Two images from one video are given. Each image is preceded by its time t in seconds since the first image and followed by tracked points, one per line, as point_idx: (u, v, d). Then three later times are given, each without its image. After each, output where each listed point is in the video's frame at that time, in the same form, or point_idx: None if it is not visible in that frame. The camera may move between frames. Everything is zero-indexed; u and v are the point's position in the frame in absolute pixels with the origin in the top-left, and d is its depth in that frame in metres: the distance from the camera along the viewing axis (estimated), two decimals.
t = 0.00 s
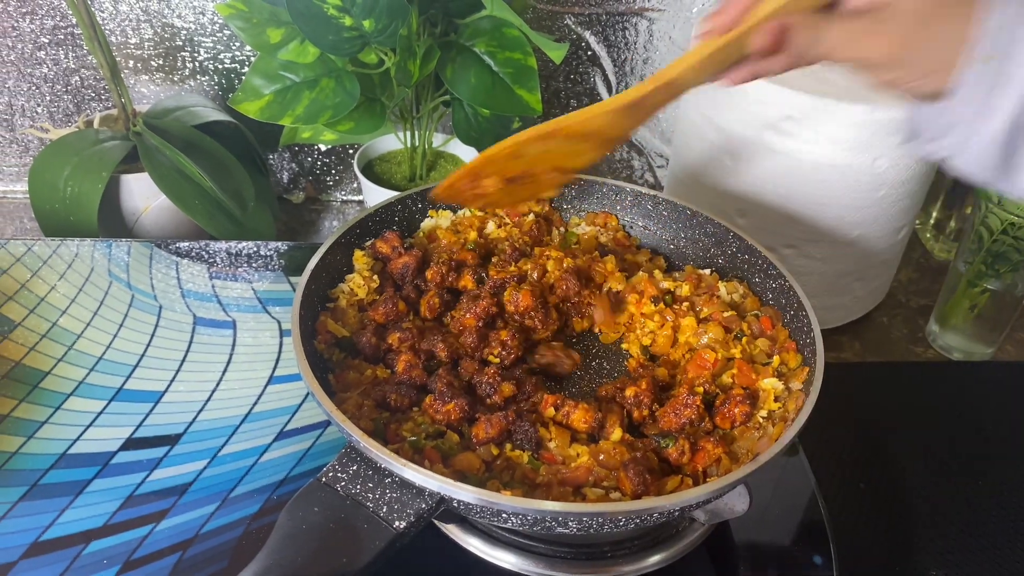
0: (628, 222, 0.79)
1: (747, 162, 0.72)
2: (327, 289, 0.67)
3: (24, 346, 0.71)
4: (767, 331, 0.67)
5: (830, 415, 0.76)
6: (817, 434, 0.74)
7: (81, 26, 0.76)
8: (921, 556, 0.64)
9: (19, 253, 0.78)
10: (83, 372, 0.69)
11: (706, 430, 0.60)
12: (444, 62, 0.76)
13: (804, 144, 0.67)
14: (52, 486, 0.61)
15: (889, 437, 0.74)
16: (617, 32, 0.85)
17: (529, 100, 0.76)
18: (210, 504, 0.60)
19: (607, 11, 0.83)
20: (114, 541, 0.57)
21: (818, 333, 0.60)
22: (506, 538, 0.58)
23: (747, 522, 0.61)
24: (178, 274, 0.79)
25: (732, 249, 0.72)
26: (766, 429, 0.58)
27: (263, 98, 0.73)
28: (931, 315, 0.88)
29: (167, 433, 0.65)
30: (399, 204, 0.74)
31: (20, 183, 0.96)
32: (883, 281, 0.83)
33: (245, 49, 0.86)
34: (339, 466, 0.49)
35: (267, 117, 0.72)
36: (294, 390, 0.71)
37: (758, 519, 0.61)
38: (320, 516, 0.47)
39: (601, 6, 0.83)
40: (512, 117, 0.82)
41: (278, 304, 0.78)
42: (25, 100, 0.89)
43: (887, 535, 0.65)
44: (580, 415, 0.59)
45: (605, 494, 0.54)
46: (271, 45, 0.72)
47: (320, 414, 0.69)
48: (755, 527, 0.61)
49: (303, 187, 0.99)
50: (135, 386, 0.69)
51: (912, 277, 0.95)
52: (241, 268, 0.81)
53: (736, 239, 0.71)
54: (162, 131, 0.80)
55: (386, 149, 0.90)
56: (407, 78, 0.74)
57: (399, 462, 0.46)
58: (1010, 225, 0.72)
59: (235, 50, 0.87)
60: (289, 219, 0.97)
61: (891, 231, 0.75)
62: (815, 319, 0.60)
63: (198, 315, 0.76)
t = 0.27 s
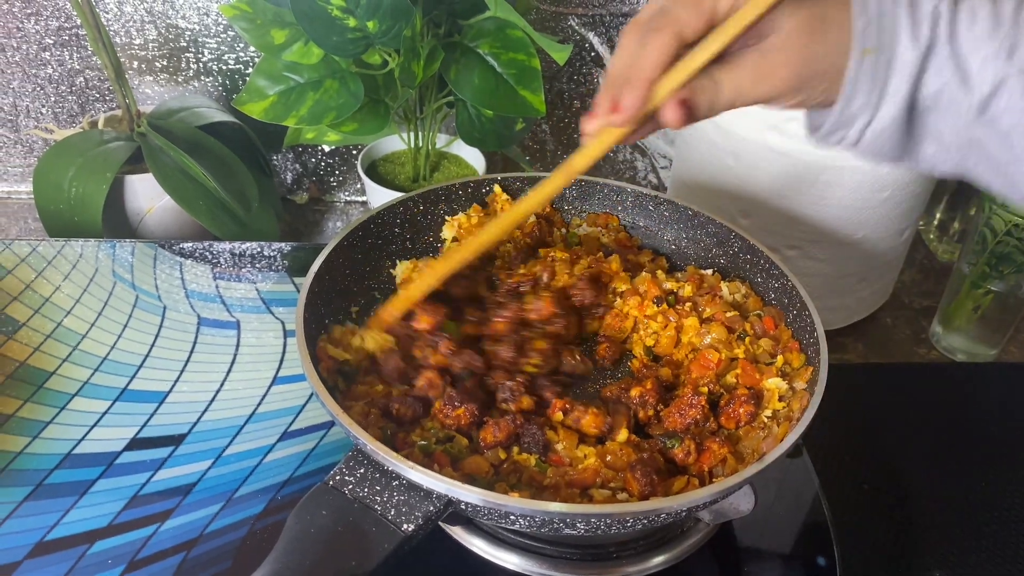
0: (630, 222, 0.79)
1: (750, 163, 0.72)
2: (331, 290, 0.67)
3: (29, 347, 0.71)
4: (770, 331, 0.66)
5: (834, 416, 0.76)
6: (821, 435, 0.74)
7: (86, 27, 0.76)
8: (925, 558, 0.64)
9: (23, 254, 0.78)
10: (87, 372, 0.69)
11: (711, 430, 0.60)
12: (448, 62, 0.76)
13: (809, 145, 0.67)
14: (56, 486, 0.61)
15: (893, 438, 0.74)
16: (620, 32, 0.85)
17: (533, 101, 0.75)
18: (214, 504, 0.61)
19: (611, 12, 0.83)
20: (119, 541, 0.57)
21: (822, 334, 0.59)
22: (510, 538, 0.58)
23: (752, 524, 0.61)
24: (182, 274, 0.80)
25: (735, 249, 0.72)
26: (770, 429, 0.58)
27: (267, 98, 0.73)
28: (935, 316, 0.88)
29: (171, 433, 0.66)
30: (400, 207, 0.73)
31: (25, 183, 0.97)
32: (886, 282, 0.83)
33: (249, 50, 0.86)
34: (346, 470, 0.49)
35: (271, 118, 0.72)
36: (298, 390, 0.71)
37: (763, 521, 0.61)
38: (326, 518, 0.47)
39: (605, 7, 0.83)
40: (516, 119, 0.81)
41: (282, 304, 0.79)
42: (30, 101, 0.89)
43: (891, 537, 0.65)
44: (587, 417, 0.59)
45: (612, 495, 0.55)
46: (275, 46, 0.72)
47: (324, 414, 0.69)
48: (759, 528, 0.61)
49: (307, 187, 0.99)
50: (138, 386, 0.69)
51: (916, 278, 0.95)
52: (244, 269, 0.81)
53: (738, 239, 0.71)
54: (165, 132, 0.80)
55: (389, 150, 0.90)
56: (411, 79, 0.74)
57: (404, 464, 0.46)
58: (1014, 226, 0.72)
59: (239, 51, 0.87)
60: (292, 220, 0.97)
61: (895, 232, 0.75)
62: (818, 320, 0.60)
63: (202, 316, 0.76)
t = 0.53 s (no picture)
0: (632, 216, 0.79)
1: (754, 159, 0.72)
2: (332, 285, 0.67)
3: (31, 341, 0.71)
4: (773, 324, 0.66)
5: (836, 412, 0.76)
6: (822, 431, 0.74)
7: (89, 23, 0.77)
8: (926, 553, 0.64)
9: (26, 248, 0.78)
10: (90, 366, 0.69)
11: (719, 424, 0.60)
12: (450, 58, 0.76)
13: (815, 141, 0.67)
14: (59, 479, 0.61)
15: (894, 434, 0.74)
16: (622, 29, 0.85)
17: (535, 96, 0.75)
18: (216, 497, 0.61)
19: (613, 8, 0.83)
20: (122, 534, 0.57)
21: (824, 326, 0.60)
22: (511, 532, 0.58)
23: (753, 519, 0.61)
24: (184, 269, 0.80)
25: (736, 243, 0.72)
26: (774, 422, 0.58)
27: (269, 94, 0.73)
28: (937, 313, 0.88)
29: (173, 427, 0.66)
30: (402, 201, 0.74)
31: (27, 179, 0.97)
32: (888, 279, 0.83)
33: (251, 46, 0.87)
34: (348, 462, 0.49)
35: (274, 113, 0.73)
36: (300, 385, 0.71)
37: (764, 515, 0.61)
38: (329, 510, 0.47)
39: (607, 3, 0.83)
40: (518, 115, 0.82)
41: (284, 300, 0.79)
42: (33, 97, 0.89)
43: (892, 532, 0.65)
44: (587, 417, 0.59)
45: (619, 488, 0.55)
46: (278, 41, 0.72)
47: (326, 408, 0.70)
48: (760, 522, 0.61)
49: (308, 184, 0.99)
50: (141, 380, 0.69)
51: (918, 275, 0.95)
52: (246, 265, 0.81)
53: (740, 233, 0.71)
54: (168, 128, 0.80)
55: (391, 146, 0.90)
56: (413, 75, 0.73)
57: (407, 455, 0.46)
58: (1015, 223, 0.71)
59: (241, 47, 0.87)
60: (294, 216, 0.98)
61: (897, 228, 0.75)
62: (821, 313, 0.60)
63: (204, 310, 0.76)
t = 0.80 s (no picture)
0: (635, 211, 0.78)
1: (757, 154, 0.72)
2: (335, 280, 0.67)
3: (33, 336, 0.71)
4: (777, 319, 0.66)
5: (839, 409, 0.75)
6: (826, 428, 0.74)
7: (91, 18, 0.76)
8: (931, 550, 0.64)
9: (28, 243, 0.78)
10: (92, 361, 0.69)
11: (722, 420, 0.60)
12: (453, 52, 0.76)
13: (819, 137, 0.67)
14: (61, 474, 0.61)
15: (898, 431, 0.74)
16: (625, 24, 0.85)
17: (539, 92, 0.75)
18: (218, 492, 0.60)
19: (616, 3, 0.83)
20: (124, 529, 0.57)
21: (829, 322, 0.59)
22: (514, 527, 0.58)
23: (757, 514, 0.61)
24: (186, 265, 0.79)
25: (740, 238, 0.71)
26: (778, 417, 0.58)
27: (272, 89, 0.73)
28: (941, 310, 0.88)
29: (176, 422, 0.66)
30: (406, 195, 0.73)
31: (30, 174, 0.97)
32: (892, 275, 0.82)
33: (254, 41, 0.86)
34: (351, 456, 0.49)
35: (276, 108, 0.73)
36: (302, 380, 0.71)
37: (768, 511, 0.61)
38: (333, 504, 0.47)
39: None
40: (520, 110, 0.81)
41: (286, 295, 0.79)
42: (35, 92, 0.89)
43: (897, 529, 0.65)
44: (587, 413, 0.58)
45: (622, 483, 0.55)
46: (280, 36, 0.72)
47: (329, 403, 0.69)
48: (764, 518, 0.61)
49: (311, 180, 0.99)
50: (143, 375, 0.69)
51: (922, 272, 0.94)
52: (248, 261, 0.81)
53: (744, 228, 0.71)
54: (171, 123, 0.80)
55: (393, 142, 0.90)
56: (416, 69, 0.73)
57: (410, 450, 0.46)
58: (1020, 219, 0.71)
59: (243, 42, 0.87)
60: (296, 212, 0.97)
61: (902, 224, 0.74)
62: (825, 309, 0.60)
63: (206, 306, 0.76)
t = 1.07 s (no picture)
0: (637, 211, 0.78)
1: (759, 154, 0.72)
2: (337, 279, 0.67)
3: (35, 335, 0.71)
4: (779, 319, 0.66)
5: (841, 408, 0.75)
6: (828, 427, 0.74)
7: (93, 17, 0.76)
8: (933, 549, 0.64)
9: (30, 242, 0.78)
10: (94, 359, 0.69)
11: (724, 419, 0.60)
12: (455, 52, 0.76)
13: (821, 137, 0.67)
14: (64, 472, 0.61)
15: (899, 430, 0.74)
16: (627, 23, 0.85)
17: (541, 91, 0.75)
18: (220, 491, 0.61)
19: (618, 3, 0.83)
20: (126, 527, 0.57)
21: (831, 322, 0.59)
22: (515, 526, 0.58)
23: (759, 513, 0.61)
24: (188, 264, 0.79)
25: (742, 238, 0.71)
26: (780, 416, 0.58)
27: (273, 88, 0.73)
28: (942, 310, 0.88)
29: (178, 420, 0.66)
30: (408, 195, 0.72)
31: (31, 173, 0.97)
32: (894, 275, 0.82)
33: (256, 40, 0.86)
34: (354, 454, 0.49)
35: (278, 107, 0.72)
36: (304, 379, 0.71)
37: (770, 510, 0.61)
38: (335, 503, 0.47)
39: None
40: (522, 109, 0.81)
41: (288, 294, 0.79)
42: (37, 90, 0.89)
43: (898, 528, 0.65)
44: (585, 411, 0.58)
45: (625, 481, 0.55)
46: (282, 35, 0.72)
47: (331, 402, 0.69)
48: (766, 516, 0.61)
49: (312, 178, 0.99)
50: (145, 374, 0.69)
51: (923, 271, 0.94)
52: (250, 260, 0.81)
53: (746, 228, 0.71)
54: (172, 122, 0.80)
55: (395, 141, 0.90)
56: (417, 68, 0.74)
57: (413, 448, 0.46)
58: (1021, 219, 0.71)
59: (245, 41, 0.87)
60: (297, 210, 0.98)
61: (904, 224, 0.74)
62: (827, 308, 0.60)
63: (208, 304, 0.76)
